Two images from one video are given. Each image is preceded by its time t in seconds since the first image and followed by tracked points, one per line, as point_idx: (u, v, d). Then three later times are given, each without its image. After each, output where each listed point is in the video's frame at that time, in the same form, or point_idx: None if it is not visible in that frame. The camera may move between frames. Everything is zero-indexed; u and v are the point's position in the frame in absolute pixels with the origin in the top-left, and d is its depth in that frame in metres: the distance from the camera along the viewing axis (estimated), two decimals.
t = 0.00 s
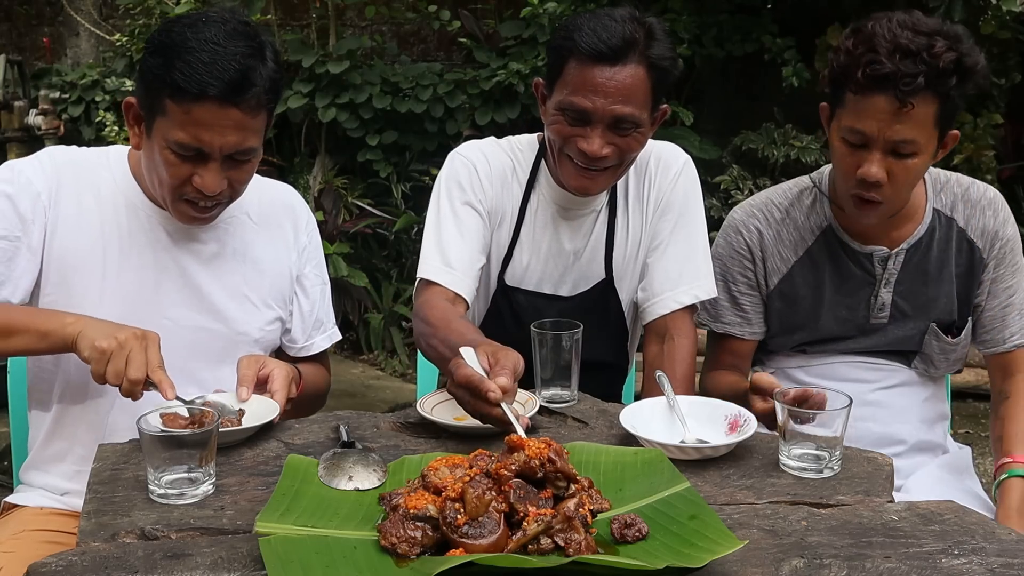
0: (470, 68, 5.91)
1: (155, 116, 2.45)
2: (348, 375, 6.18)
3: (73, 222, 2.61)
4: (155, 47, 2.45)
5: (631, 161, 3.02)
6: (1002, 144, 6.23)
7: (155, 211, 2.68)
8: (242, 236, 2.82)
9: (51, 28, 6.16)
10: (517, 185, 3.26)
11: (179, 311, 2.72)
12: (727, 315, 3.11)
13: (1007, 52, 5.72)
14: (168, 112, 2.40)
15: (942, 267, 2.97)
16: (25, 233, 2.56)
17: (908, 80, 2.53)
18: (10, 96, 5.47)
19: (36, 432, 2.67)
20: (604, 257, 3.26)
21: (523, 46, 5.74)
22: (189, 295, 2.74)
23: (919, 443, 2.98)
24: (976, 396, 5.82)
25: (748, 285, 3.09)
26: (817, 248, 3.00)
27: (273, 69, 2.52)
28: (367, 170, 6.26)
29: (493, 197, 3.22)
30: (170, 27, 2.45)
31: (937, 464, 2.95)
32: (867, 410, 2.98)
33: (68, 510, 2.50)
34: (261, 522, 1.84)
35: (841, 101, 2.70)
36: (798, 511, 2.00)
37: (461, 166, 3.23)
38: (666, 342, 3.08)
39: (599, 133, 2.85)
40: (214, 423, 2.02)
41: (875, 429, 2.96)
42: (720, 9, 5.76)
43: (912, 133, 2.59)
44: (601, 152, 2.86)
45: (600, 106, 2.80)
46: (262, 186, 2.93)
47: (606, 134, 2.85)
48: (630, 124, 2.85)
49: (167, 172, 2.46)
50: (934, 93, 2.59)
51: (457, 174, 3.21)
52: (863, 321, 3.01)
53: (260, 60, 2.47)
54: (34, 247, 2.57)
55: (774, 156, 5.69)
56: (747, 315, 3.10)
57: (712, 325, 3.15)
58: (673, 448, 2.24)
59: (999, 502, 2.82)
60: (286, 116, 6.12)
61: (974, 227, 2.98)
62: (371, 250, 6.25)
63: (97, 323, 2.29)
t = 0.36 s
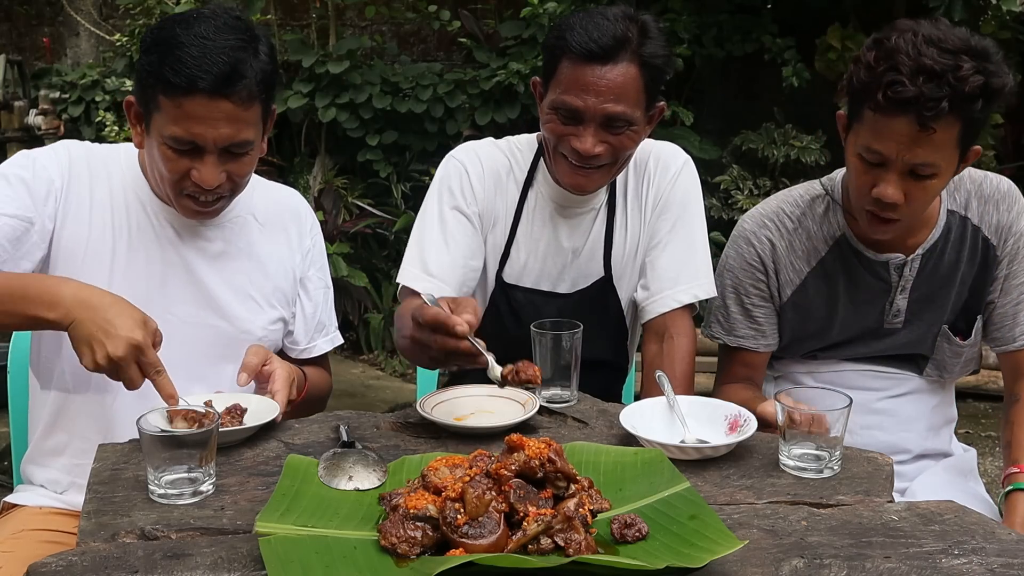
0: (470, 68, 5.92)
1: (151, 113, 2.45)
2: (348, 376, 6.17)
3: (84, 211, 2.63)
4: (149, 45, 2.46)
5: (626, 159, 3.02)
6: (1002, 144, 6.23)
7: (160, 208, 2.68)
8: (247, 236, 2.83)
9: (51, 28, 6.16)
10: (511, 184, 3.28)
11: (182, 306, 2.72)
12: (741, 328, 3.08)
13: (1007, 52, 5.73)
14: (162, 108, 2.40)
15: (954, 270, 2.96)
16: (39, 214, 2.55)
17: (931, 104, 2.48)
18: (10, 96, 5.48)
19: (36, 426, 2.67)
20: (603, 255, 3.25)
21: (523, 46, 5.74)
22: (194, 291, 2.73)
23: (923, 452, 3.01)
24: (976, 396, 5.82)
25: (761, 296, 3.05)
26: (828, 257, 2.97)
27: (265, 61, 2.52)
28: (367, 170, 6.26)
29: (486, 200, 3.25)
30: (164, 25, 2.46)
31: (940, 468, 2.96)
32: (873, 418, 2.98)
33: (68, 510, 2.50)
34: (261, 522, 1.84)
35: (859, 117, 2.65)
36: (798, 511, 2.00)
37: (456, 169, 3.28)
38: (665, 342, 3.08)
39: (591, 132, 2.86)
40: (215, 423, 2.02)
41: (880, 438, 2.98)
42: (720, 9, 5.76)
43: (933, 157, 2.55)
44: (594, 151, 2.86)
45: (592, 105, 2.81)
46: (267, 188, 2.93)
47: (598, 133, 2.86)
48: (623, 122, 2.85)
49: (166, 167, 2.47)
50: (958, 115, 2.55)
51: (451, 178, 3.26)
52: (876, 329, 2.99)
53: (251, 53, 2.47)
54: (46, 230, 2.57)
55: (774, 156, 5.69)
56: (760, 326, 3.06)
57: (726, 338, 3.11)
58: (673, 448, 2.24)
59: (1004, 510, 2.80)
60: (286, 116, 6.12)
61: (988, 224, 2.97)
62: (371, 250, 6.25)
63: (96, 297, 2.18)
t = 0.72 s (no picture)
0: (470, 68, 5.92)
1: (159, 111, 2.45)
2: (348, 376, 6.17)
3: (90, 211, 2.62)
4: (156, 44, 2.46)
5: (608, 162, 3.03)
6: (1002, 143, 6.24)
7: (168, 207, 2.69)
8: (253, 235, 2.84)
9: (51, 28, 6.16)
10: (494, 187, 3.32)
11: (191, 305, 2.71)
12: (737, 324, 3.08)
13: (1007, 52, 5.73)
14: (171, 106, 2.41)
15: (957, 270, 2.96)
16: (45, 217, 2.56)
17: (908, 81, 2.51)
18: (10, 96, 5.47)
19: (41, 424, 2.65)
20: (594, 254, 3.25)
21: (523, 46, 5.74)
22: (202, 287, 2.73)
23: (922, 453, 3.01)
24: (976, 395, 5.82)
25: (761, 295, 3.04)
26: (830, 257, 2.96)
27: (270, 59, 2.51)
28: (367, 169, 6.26)
29: (467, 210, 3.33)
30: (171, 24, 2.46)
31: (940, 469, 2.97)
32: (872, 419, 2.99)
33: (69, 508, 2.50)
34: (261, 522, 1.84)
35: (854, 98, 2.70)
36: (798, 511, 2.00)
37: (435, 182, 3.35)
38: (661, 342, 3.07)
39: (568, 141, 2.87)
40: (215, 424, 2.02)
41: (879, 439, 2.98)
42: (720, 9, 5.76)
43: (908, 138, 2.56)
44: (572, 160, 2.88)
45: (567, 116, 2.81)
46: (271, 188, 2.94)
47: (575, 142, 2.86)
48: (600, 131, 2.84)
49: (176, 166, 2.46)
50: (938, 101, 2.55)
51: (432, 190, 3.35)
52: (878, 328, 2.99)
53: (256, 50, 2.47)
54: (51, 234, 2.57)
55: (774, 156, 5.70)
56: (756, 324, 3.06)
57: (721, 333, 3.12)
58: (673, 448, 2.24)
59: (1003, 511, 2.80)
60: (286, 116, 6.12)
61: (992, 224, 2.97)
62: (371, 250, 6.26)
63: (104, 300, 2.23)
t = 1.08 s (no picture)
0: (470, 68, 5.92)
1: (160, 115, 2.45)
2: (348, 376, 6.17)
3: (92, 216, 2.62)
4: (155, 47, 2.46)
5: (604, 159, 3.01)
6: (1002, 143, 6.24)
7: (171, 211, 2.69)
8: (256, 237, 2.84)
9: (51, 28, 6.16)
10: (489, 187, 3.33)
11: (195, 309, 2.71)
12: (730, 317, 3.11)
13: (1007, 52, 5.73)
14: (172, 111, 2.40)
15: (951, 267, 2.95)
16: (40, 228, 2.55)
17: (882, 65, 2.56)
18: (10, 96, 5.47)
19: (42, 427, 2.66)
20: (591, 252, 3.26)
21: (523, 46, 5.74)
22: (206, 288, 2.74)
23: (920, 451, 3.01)
24: (976, 396, 5.82)
25: (753, 289, 3.07)
26: (824, 253, 2.98)
27: (271, 58, 2.52)
28: (367, 169, 6.26)
29: (464, 210, 3.34)
30: (172, 27, 2.46)
31: (938, 468, 2.97)
32: (869, 417, 2.98)
33: (69, 508, 2.50)
34: (261, 522, 1.84)
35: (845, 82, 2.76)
36: (798, 511, 2.00)
37: (430, 182, 3.38)
38: (660, 340, 3.07)
39: (566, 137, 2.86)
40: (214, 424, 2.02)
41: (878, 438, 2.98)
42: (720, 9, 5.76)
43: (884, 124, 2.60)
44: (569, 156, 2.87)
45: (564, 112, 2.81)
46: (273, 189, 2.95)
47: (572, 138, 2.86)
48: (597, 128, 2.84)
49: (178, 171, 2.47)
50: (913, 87, 2.58)
51: (426, 191, 3.37)
52: (871, 324, 2.99)
53: (257, 52, 2.47)
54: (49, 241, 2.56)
55: (774, 156, 5.70)
56: (750, 318, 3.09)
57: (716, 326, 3.15)
58: (673, 448, 2.24)
59: (1002, 510, 2.80)
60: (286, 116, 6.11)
61: (986, 223, 2.96)
62: (371, 250, 6.27)
63: (91, 318, 2.20)
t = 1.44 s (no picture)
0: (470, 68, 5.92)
1: (153, 123, 2.44)
2: (348, 376, 6.16)
3: (89, 225, 2.63)
4: (145, 55, 2.45)
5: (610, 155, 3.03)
6: (1002, 143, 6.23)
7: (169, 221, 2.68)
8: (257, 245, 2.85)
9: (51, 28, 6.16)
10: (490, 189, 3.33)
11: (196, 319, 2.70)
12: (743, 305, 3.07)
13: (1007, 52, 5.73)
14: (164, 120, 2.40)
15: (947, 264, 2.97)
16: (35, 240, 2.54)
17: (881, 61, 2.56)
18: (10, 96, 5.47)
19: (41, 434, 2.65)
20: (593, 254, 3.26)
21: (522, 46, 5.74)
22: (206, 296, 2.73)
23: (920, 449, 3.00)
24: (976, 396, 5.82)
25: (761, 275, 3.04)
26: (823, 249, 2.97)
27: (263, 60, 2.53)
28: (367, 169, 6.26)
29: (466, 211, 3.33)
30: (161, 32, 2.46)
31: (938, 468, 2.95)
32: (867, 415, 2.98)
33: (69, 509, 2.50)
34: (261, 522, 1.84)
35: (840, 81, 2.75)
36: (798, 511, 2.00)
37: (430, 186, 3.37)
38: (661, 341, 3.07)
39: (574, 130, 2.87)
40: (214, 424, 2.02)
41: (877, 436, 2.96)
42: (720, 9, 5.76)
43: (883, 119, 2.60)
44: (577, 149, 2.87)
45: (572, 105, 2.81)
46: (273, 192, 2.97)
47: (580, 131, 2.86)
48: (603, 120, 2.85)
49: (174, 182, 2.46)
50: (911, 82, 2.59)
51: (427, 194, 3.36)
52: (869, 321, 2.99)
53: (248, 54, 2.48)
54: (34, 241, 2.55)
55: (774, 156, 5.70)
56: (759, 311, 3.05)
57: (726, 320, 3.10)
58: (673, 448, 2.24)
59: (1001, 510, 2.79)
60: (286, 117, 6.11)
61: (982, 221, 2.97)
62: (371, 250, 6.27)
63: (60, 278, 2.19)
